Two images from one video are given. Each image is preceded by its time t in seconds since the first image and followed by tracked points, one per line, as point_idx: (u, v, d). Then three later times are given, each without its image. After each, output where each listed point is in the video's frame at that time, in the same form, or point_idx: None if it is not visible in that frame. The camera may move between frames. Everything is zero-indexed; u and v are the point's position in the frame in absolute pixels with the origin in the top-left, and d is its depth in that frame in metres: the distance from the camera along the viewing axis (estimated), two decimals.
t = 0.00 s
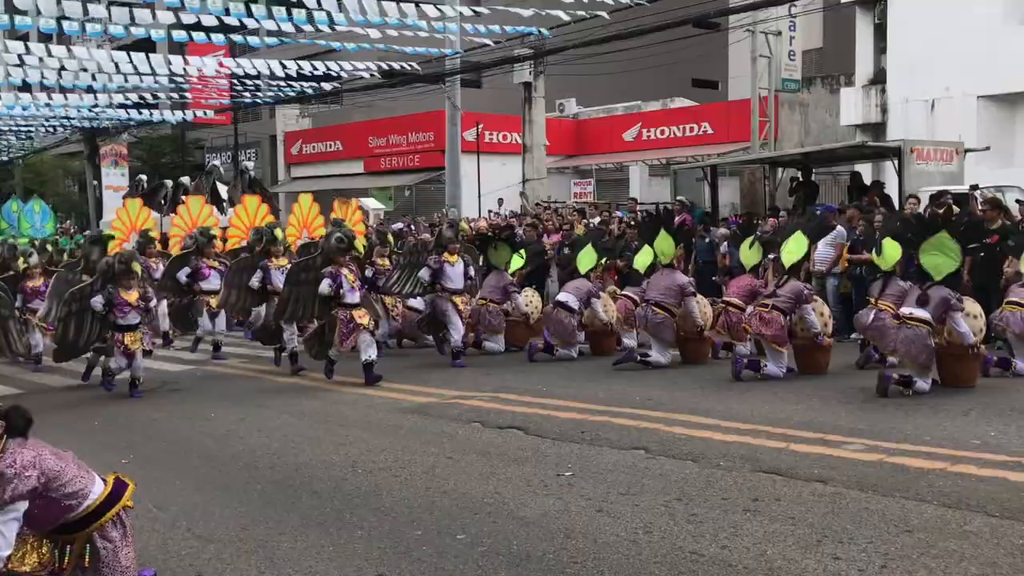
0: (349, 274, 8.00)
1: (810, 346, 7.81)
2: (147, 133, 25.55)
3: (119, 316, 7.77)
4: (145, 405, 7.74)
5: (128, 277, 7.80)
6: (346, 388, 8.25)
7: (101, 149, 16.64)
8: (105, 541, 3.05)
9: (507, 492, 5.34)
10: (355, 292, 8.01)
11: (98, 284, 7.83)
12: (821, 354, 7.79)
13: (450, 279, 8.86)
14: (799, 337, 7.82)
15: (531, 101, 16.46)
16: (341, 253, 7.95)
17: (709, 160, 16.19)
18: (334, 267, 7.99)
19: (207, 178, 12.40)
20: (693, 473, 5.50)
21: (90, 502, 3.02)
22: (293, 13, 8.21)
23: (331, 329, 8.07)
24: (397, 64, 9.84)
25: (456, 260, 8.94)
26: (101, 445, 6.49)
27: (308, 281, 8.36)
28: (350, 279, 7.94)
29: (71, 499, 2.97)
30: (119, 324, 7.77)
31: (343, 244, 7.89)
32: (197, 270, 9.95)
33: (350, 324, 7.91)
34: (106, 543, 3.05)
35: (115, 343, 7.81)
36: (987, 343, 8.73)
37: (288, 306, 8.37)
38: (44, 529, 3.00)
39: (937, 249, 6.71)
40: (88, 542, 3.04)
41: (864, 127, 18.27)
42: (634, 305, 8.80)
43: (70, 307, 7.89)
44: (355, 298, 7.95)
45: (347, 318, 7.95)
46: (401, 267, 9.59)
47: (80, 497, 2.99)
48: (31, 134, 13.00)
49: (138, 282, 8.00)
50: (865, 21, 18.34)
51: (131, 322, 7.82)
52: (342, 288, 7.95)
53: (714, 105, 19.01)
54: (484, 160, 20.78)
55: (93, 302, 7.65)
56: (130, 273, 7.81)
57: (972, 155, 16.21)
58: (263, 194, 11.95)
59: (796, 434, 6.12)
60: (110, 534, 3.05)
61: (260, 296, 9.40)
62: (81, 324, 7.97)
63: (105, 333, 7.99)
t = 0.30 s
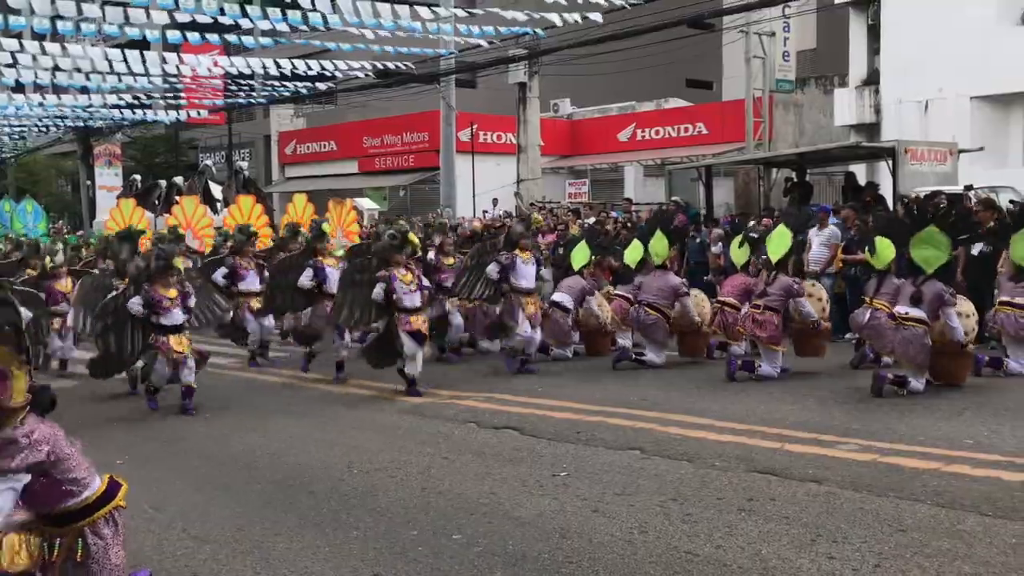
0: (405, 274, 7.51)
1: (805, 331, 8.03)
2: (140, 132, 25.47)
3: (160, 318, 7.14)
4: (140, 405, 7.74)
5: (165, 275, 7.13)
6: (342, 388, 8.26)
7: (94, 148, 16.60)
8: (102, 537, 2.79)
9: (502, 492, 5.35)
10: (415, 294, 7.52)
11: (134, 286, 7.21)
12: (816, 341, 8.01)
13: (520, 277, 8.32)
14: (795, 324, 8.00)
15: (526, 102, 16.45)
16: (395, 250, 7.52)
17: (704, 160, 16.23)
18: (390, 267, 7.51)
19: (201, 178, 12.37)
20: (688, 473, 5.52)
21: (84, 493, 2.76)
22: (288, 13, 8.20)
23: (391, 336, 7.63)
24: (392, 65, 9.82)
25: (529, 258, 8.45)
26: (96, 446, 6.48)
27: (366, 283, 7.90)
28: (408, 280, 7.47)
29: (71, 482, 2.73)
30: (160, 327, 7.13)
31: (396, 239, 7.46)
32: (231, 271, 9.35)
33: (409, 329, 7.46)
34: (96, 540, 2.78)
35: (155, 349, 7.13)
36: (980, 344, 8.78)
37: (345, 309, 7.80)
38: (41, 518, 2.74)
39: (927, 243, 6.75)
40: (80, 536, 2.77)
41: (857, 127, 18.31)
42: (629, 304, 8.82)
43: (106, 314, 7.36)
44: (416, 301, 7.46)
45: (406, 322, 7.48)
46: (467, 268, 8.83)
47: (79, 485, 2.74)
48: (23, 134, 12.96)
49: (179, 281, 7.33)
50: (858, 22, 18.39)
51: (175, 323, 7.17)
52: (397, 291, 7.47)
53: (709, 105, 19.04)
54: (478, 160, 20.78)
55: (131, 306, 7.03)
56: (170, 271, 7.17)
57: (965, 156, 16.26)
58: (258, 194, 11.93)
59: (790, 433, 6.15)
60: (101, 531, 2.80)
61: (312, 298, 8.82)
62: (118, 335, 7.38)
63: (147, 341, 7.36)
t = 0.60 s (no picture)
0: (479, 272, 7.37)
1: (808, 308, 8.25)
2: (142, 132, 25.46)
3: (217, 327, 6.48)
4: (143, 406, 7.74)
5: (222, 280, 6.49)
6: (346, 388, 8.27)
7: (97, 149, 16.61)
8: (70, 526, 3.00)
9: (503, 493, 5.36)
10: (488, 292, 7.39)
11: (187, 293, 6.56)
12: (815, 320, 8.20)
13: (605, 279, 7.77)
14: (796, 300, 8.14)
15: (528, 102, 16.43)
16: (468, 244, 7.40)
17: (705, 160, 16.22)
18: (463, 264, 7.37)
19: (202, 178, 12.36)
20: (690, 474, 5.53)
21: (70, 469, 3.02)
22: (290, 13, 8.19)
23: (459, 339, 7.53)
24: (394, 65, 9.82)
25: (612, 258, 7.85)
26: (99, 446, 6.50)
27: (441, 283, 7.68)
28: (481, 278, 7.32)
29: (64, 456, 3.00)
30: (217, 336, 6.49)
31: (468, 232, 7.36)
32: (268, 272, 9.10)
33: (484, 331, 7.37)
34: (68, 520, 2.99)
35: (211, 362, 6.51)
36: (982, 344, 8.77)
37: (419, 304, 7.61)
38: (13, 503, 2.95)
39: (917, 228, 6.85)
40: (50, 527, 2.97)
41: (859, 128, 18.30)
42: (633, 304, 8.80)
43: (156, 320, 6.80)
44: (487, 301, 7.33)
45: (480, 324, 7.41)
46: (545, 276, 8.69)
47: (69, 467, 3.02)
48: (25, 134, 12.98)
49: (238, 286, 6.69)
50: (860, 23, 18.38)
51: (233, 333, 6.52)
52: (474, 291, 7.32)
53: (711, 105, 19.04)
54: (480, 160, 20.79)
55: (184, 316, 6.36)
56: (227, 276, 6.52)
57: (967, 156, 16.25)
58: (260, 194, 11.93)
59: (792, 435, 6.15)
60: (71, 525, 3.00)
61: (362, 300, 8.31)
62: (168, 342, 6.84)
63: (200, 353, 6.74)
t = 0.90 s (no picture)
0: (564, 269, 7.00)
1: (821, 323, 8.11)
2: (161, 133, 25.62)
3: (302, 327, 6.29)
4: (162, 406, 7.80)
5: (311, 275, 6.28)
6: (363, 388, 8.32)
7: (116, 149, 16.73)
8: (78, 523, 2.99)
9: (519, 494, 5.35)
10: (573, 293, 7.07)
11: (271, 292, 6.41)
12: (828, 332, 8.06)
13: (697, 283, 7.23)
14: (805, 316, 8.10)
15: (544, 102, 16.40)
16: (553, 238, 7.08)
17: (723, 160, 16.14)
18: (548, 261, 7.03)
19: (219, 178, 12.40)
20: (706, 476, 5.50)
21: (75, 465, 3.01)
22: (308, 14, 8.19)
23: (547, 342, 7.14)
24: (410, 65, 9.82)
25: (705, 260, 7.31)
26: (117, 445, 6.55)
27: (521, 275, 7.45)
28: (568, 279, 6.98)
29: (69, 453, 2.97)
30: (303, 336, 6.28)
31: (553, 225, 7.01)
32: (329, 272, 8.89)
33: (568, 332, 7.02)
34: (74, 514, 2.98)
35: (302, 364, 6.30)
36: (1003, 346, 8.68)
37: (501, 303, 7.46)
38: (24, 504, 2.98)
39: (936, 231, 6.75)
40: (61, 524, 2.97)
41: (877, 128, 18.15)
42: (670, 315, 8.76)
43: (241, 324, 6.49)
44: (574, 300, 6.97)
45: (565, 324, 7.04)
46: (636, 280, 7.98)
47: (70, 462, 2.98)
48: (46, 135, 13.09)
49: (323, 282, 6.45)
50: (879, 21, 18.24)
51: (319, 333, 6.32)
52: (560, 288, 6.98)
53: (728, 105, 18.95)
54: (496, 160, 20.80)
55: (268, 316, 6.22)
56: (313, 272, 6.28)
57: (987, 156, 16.11)
58: (277, 194, 11.98)
59: (810, 437, 6.10)
60: (82, 521, 2.99)
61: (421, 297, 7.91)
62: (255, 347, 6.51)
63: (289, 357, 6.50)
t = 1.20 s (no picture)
0: (671, 265, 6.46)
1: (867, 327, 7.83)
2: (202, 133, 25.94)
3: (410, 326, 6.17)
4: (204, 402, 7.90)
5: (418, 275, 6.17)
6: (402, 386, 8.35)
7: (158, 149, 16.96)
8: (150, 519, 3.00)
9: (556, 493, 5.33)
10: (683, 289, 6.49)
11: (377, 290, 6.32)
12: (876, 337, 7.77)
13: (806, 285, 6.80)
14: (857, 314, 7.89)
15: (582, 100, 16.33)
16: (662, 232, 6.52)
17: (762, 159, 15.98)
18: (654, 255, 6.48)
19: (260, 177, 12.57)
20: (745, 477, 5.44)
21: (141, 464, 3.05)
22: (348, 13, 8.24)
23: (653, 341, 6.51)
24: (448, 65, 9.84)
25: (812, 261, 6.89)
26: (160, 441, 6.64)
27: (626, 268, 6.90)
28: (676, 273, 6.43)
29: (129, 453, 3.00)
30: (411, 336, 6.16)
31: (661, 218, 6.48)
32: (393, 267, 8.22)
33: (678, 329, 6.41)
34: (145, 512, 2.99)
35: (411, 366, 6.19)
36: None
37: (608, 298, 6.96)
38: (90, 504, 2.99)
39: (981, 232, 6.58)
40: (130, 520, 2.96)
41: (921, 127, 17.80)
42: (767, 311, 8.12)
43: (348, 324, 6.41)
44: (683, 297, 6.41)
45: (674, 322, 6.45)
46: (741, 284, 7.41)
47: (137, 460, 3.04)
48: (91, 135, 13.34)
49: (429, 278, 6.37)
50: (922, 18, 17.93)
51: (427, 331, 6.21)
52: (665, 286, 6.42)
53: (768, 104, 18.76)
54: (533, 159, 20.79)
55: (374, 313, 6.14)
56: (419, 268, 6.12)
57: None
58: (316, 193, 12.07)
59: (852, 439, 6.01)
60: (149, 517, 2.99)
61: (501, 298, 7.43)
62: (364, 348, 6.46)
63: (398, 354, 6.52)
